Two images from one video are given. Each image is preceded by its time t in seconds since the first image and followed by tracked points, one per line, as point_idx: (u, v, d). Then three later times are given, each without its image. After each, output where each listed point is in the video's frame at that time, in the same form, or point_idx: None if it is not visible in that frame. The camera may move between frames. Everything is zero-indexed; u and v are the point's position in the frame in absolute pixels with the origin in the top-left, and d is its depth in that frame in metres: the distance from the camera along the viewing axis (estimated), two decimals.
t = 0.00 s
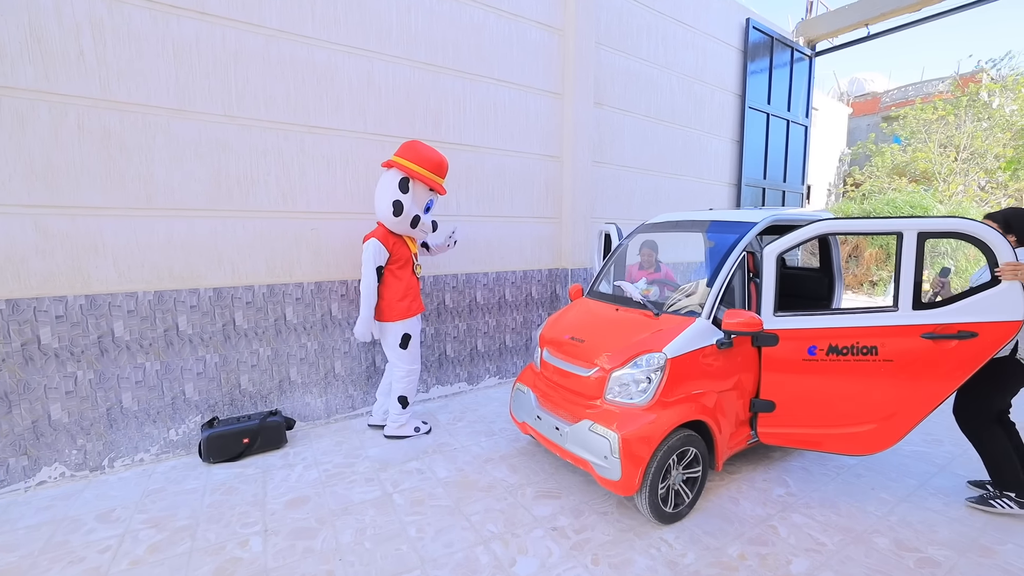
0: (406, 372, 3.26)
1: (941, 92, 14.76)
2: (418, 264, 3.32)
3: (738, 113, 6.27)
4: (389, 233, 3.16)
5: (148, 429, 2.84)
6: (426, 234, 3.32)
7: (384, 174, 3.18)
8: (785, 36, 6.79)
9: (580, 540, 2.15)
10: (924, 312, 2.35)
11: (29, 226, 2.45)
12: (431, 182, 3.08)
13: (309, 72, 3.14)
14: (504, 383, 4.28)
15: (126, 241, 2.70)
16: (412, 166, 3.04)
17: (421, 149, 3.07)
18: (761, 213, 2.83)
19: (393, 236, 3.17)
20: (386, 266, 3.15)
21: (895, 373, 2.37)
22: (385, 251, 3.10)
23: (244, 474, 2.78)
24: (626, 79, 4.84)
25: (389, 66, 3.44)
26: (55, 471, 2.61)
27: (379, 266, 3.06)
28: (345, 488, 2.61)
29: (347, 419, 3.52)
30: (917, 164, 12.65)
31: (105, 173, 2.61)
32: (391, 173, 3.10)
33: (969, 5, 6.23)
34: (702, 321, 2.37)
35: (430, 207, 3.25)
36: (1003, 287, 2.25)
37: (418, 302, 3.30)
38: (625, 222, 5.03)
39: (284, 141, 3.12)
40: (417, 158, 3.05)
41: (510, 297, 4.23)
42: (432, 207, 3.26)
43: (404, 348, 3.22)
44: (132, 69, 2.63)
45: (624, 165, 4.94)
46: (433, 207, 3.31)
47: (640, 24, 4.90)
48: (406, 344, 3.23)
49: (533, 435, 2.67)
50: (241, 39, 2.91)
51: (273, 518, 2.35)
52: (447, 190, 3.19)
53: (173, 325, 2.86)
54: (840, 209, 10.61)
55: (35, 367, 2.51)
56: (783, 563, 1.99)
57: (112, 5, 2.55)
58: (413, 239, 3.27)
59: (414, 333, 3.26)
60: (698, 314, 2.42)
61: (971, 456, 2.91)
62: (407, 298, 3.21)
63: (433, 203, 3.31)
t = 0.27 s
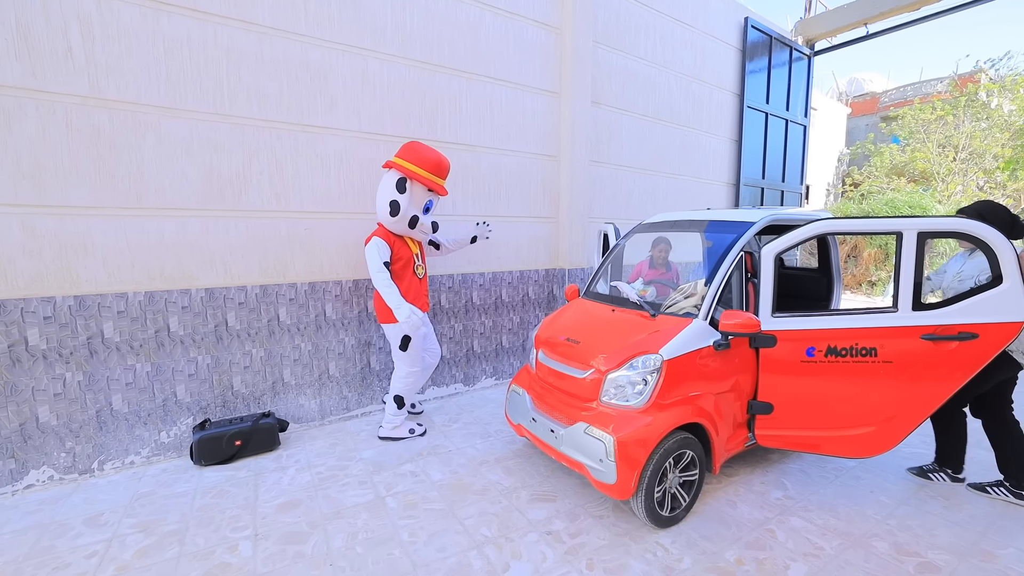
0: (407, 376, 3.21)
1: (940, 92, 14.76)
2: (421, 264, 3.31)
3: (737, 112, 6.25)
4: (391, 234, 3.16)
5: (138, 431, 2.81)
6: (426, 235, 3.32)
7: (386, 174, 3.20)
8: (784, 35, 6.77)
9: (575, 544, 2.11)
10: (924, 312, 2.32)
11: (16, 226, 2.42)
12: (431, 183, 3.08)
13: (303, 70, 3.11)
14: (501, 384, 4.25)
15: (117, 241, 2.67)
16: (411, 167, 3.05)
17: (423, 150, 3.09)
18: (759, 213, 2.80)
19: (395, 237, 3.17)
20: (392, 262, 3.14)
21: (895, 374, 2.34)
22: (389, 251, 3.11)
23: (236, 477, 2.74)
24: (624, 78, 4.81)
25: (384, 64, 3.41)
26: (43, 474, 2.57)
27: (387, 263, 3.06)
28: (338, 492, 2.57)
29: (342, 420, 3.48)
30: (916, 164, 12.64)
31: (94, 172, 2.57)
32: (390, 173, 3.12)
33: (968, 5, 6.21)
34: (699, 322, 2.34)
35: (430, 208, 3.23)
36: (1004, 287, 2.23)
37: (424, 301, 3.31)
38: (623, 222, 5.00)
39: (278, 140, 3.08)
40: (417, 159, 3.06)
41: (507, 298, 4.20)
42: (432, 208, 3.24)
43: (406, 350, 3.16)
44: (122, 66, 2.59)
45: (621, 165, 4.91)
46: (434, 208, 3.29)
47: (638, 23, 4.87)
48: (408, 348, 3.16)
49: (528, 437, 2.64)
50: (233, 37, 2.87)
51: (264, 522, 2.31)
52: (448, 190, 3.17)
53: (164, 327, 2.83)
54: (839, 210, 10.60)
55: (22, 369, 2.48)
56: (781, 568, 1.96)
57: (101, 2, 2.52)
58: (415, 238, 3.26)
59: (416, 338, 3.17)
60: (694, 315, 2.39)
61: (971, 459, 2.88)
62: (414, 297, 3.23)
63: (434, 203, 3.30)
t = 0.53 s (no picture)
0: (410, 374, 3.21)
1: (938, 92, 14.75)
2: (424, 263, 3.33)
3: (734, 111, 6.23)
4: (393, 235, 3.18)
5: (129, 432, 2.78)
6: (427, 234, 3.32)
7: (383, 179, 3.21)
8: (782, 35, 6.75)
9: (567, 546, 2.10)
10: (921, 312, 2.29)
11: (4, 225, 2.39)
12: (428, 182, 3.09)
13: (296, 68, 3.09)
14: (497, 384, 4.22)
15: (106, 240, 2.64)
16: (408, 168, 3.06)
17: (416, 150, 3.08)
18: (754, 212, 2.79)
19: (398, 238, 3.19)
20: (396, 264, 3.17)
21: (891, 375, 2.32)
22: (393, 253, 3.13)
23: (227, 478, 2.72)
24: (621, 77, 4.79)
25: (378, 62, 3.39)
26: (32, 475, 2.55)
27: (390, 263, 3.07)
28: (330, 493, 2.55)
29: (336, 421, 3.46)
30: (915, 164, 12.63)
31: (84, 171, 2.55)
32: (388, 176, 3.13)
33: (965, 5, 6.20)
34: (693, 322, 2.32)
35: (431, 206, 3.22)
36: (1002, 288, 2.21)
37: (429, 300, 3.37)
38: (620, 222, 4.99)
39: (270, 139, 3.06)
40: (411, 159, 3.06)
41: (502, 297, 4.18)
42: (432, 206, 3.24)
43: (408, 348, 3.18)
44: (112, 64, 2.57)
45: (618, 164, 4.89)
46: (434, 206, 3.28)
47: (635, 22, 4.85)
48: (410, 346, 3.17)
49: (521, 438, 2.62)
50: (225, 34, 2.85)
51: (254, 523, 2.29)
52: (444, 187, 3.18)
53: (155, 326, 2.81)
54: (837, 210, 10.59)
55: (10, 370, 2.45)
56: (775, 571, 1.94)
57: None
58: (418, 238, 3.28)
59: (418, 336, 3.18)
60: (688, 315, 2.37)
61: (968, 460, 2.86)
62: (419, 297, 3.28)
63: (434, 202, 3.29)
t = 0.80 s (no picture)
0: (415, 365, 3.29)
1: (937, 92, 14.74)
2: (419, 264, 3.35)
3: (730, 111, 6.22)
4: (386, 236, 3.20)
5: (119, 433, 2.78)
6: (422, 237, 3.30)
7: (380, 180, 3.23)
8: (778, 35, 6.75)
9: (555, 547, 2.09)
10: (909, 313, 2.29)
11: None
12: (422, 188, 3.06)
13: (287, 69, 3.08)
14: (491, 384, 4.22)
15: (96, 240, 2.64)
16: (402, 173, 3.05)
17: (410, 155, 3.06)
18: (744, 212, 2.79)
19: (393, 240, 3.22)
20: (386, 266, 3.21)
21: (880, 375, 2.31)
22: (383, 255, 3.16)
23: (217, 479, 2.71)
24: (615, 77, 4.78)
25: (370, 62, 3.38)
26: (21, 476, 2.54)
27: (378, 267, 3.13)
28: (319, 493, 2.55)
29: (328, 421, 3.45)
30: (913, 164, 12.62)
31: (73, 171, 2.55)
32: (384, 179, 3.14)
33: (961, 4, 6.20)
34: (681, 323, 2.32)
35: (425, 211, 3.21)
36: (991, 288, 2.21)
37: (423, 300, 3.37)
38: (615, 222, 4.98)
39: (261, 139, 3.05)
40: (408, 164, 3.05)
41: (496, 297, 4.17)
42: (427, 210, 3.21)
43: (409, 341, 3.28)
44: (101, 64, 2.57)
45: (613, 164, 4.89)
46: (429, 210, 3.26)
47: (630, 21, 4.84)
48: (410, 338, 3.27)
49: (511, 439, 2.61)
50: (215, 34, 2.85)
51: (242, 524, 2.28)
52: (439, 192, 3.15)
53: (145, 327, 2.80)
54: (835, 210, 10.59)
55: None
56: (762, 572, 1.94)
57: None
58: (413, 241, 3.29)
59: (417, 330, 3.28)
60: (676, 316, 2.37)
61: (959, 460, 2.86)
62: (413, 298, 3.29)
63: (430, 205, 3.27)
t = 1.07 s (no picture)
0: (387, 373, 3.25)
1: (934, 92, 14.76)
2: (407, 262, 3.31)
3: (725, 111, 6.23)
4: (372, 234, 3.20)
5: (110, 432, 2.79)
6: (410, 234, 3.26)
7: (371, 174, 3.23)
8: (773, 35, 6.76)
9: (542, 546, 2.10)
10: (895, 312, 2.30)
11: None
12: (405, 182, 3.04)
13: (278, 69, 3.09)
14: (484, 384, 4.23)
15: (86, 240, 2.65)
16: (387, 167, 3.04)
17: (394, 149, 3.05)
18: (732, 213, 2.81)
19: (381, 237, 3.23)
20: (371, 263, 3.22)
21: (867, 375, 2.32)
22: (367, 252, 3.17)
23: (208, 478, 2.72)
24: (609, 77, 4.79)
25: (362, 63, 3.39)
26: (12, 475, 2.55)
27: (360, 264, 3.17)
28: (309, 493, 2.55)
29: (320, 421, 3.46)
30: (911, 164, 12.62)
31: (64, 172, 2.56)
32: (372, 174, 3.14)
33: (956, 4, 6.21)
34: (668, 322, 2.33)
35: (410, 207, 3.17)
36: (974, 288, 2.22)
37: (410, 301, 3.32)
38: (609, 222, 4.99)
39: (253, 139, 3.06)
40: (394, 159, 3.03)
41: (489, 297, 4.18)
42: (413, 206, 3.17)
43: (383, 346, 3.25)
44: (91, 65, 2.58)
45: (607, 165, 4.90)
46: (417, 206, 3.21)
47: (623, 22, 4.86)
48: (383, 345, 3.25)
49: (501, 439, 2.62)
50: (206, 35, 2.86)
51: (231, 523, 2.29)
52: (426, 188, 3.11)
53: (136, 327, 2.81)
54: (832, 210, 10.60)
55: None
56: (747, 570, 1.95)
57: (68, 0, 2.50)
58: (400, 239, 3.27)
59: (391, 335, 3.23)
60: (664, 315, 2.38)
61: (949, 459, 2.86)
62: (397, 297, 3.25)
63: (419, 201, 3.23)
